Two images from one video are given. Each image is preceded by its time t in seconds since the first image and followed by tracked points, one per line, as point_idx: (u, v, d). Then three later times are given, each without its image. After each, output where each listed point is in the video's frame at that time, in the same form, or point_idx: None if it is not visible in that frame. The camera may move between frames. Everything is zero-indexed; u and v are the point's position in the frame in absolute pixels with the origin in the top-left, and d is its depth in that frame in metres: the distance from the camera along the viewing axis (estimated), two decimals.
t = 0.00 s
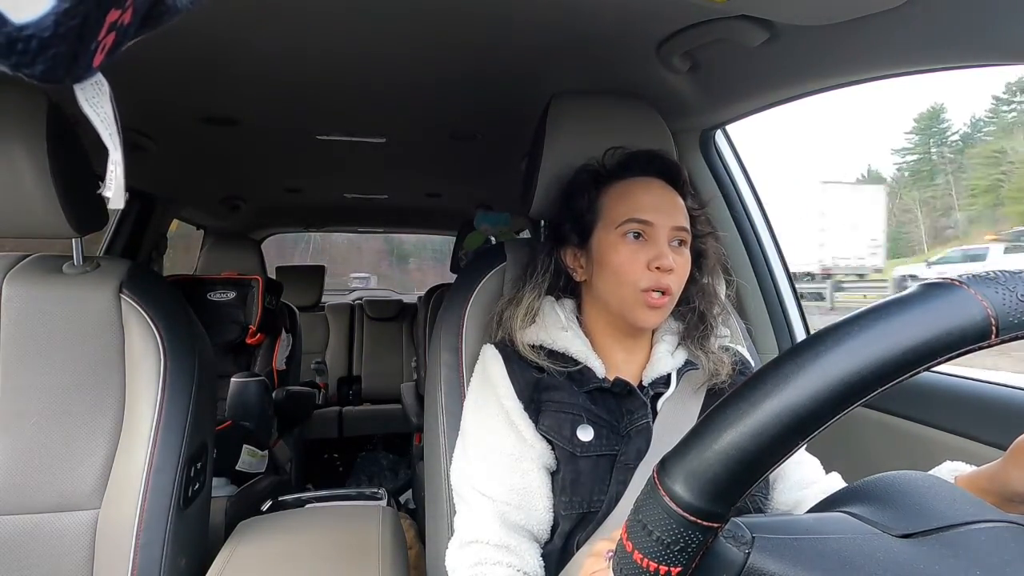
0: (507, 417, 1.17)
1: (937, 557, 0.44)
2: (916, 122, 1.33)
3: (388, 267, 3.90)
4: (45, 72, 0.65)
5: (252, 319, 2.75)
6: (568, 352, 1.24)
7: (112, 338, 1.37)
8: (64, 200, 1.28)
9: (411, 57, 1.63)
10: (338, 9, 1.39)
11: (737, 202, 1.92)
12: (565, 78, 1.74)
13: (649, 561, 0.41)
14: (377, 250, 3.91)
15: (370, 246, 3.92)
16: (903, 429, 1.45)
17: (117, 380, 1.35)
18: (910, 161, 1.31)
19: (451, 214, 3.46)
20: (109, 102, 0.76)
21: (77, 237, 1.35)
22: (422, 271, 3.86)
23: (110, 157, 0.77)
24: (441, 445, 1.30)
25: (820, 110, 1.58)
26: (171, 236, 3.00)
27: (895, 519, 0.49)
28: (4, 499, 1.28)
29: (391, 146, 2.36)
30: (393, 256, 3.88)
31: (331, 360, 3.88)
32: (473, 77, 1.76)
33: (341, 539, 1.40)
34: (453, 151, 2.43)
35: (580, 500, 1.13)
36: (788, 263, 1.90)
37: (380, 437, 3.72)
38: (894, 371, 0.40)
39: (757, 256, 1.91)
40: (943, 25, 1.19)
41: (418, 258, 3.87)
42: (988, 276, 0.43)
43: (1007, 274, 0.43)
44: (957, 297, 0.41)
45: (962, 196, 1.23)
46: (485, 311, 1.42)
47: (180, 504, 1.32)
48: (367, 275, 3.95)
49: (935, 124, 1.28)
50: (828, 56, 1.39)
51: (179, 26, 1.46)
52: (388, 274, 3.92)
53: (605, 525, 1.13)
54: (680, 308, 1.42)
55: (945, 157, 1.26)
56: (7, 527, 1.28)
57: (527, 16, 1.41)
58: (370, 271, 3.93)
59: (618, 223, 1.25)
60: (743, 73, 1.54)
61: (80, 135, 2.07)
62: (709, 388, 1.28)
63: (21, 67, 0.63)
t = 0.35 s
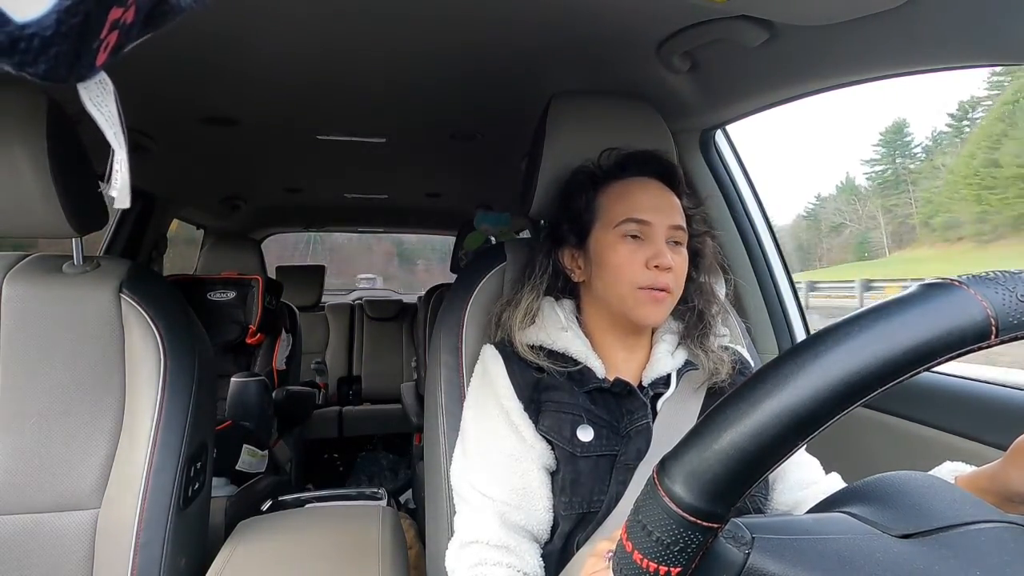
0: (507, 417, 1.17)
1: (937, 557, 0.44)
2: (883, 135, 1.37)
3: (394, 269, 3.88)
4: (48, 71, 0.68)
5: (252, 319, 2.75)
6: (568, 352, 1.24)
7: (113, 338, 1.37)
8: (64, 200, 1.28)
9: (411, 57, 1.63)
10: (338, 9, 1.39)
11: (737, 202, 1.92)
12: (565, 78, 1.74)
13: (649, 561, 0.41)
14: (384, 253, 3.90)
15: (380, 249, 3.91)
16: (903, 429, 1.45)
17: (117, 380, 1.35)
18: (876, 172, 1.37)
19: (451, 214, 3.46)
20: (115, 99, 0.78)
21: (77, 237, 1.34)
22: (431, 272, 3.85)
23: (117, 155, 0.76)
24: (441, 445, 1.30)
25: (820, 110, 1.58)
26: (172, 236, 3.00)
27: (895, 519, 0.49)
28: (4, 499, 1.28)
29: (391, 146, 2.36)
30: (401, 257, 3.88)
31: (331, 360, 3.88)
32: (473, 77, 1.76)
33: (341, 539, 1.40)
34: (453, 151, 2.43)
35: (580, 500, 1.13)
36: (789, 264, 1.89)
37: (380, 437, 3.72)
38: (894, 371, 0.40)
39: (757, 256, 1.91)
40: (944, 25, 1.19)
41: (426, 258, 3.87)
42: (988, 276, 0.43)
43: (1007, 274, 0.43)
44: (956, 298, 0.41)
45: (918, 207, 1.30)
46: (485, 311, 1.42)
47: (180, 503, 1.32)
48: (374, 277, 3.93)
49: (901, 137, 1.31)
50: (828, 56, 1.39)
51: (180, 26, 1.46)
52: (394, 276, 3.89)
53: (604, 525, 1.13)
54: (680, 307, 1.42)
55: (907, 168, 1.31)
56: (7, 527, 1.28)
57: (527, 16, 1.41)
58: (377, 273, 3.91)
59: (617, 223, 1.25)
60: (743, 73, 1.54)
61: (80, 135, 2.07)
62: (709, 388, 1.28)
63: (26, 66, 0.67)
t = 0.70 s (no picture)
0: (507, 416, 1.17)
1: (938, 557, 0.44)
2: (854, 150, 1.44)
3: (404, 271, 3.90)
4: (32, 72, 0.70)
5: (252, 319, 2.75)
6: (568, 352, 1.24)
7: (112, 338, 1.37)
8: (64, 201, 1.28)
9: (411, 57, 1.63)
10: (338, 9, 1.40)
11: (737, 202, 1.92)
12: (564, 78, 1.74)
13: (649, 560, 0.41)
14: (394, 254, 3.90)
15: (390, 251, 3.91)
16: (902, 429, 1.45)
17: (117, 380, 1.35)
18: (851, 183, 1.45)
19: (451, 214, 3.46)
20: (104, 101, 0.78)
21: (77, 237, 1.35)
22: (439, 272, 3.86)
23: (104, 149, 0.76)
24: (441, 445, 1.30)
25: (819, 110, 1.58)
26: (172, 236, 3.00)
27: (896, 519, 0.49)
28: (4, 499, 1.28)
29: (391, 146, 2.36)
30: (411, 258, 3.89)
31: (331, 360, 3.88)
32: (473, 77, 1.76)
33: (341, 539, 1.40)
34: (453, 151, 2.43)
35: (580, 500, 1.13)
36: (789, 263, 1.89)
37: (380, 437, 3.72)
38: (894, 371, 0.40)
39: (757, 256, 1.91)
40: (941, 26, 1.19)
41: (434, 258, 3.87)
42: (988, 275, 0.43)
43: (1007, 274, 0.43)
44: (956, 297, 0.41)
45: (869, 221, 1.43)
46: (485, 311, 1.42)
47: (180, 504, 1.32)
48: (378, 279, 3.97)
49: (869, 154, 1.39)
50: (825, 57, 1.39)
51: (180, 25, 1.46)
52: (403, 278, 3.91)
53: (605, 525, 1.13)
54: (680, 308, 1.42)
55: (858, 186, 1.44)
56: (7, 527, 1.28)
57: (527, 16, 1.41)
58: (382, 275, 3.93)
59: (617, 223, 1.25)
60: (741, 73, 1.54)
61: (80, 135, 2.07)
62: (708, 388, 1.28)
63: (10, 63, 0.69)
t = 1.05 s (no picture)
0: (507, 417, 1.17)
1: (937, 557, 0.44)
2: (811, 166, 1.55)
3: (412, 272, 3.90)
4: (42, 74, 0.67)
5: (252, 319, 2.75)
6: (568, 353, 1.24)
7: (112, 338, 1.37)
8: (64, 200, 1.28)
9: (412, 57, 1.63)
10: (338, 10, 1.40)
11: (737, 202, 1.92)
12: (565, 78, 1.74)
13: (649, 561, 0.41)
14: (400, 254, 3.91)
15: (397, 251, 3.91)
16: (902, 429, 1.45)
17: (117, 380, 1.35)
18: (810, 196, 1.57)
19: (451, 214, 3.46)
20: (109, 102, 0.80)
21: (77, 237, 1.35)
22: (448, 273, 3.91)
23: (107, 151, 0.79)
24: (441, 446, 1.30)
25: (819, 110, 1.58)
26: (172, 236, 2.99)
27: (895, 520, 0.49)
28: (4, 499, 1.28)
29: (391, 146, 2.36)
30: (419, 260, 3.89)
31: (331, 360, 3.88)
32: (473, 77, 1.76)
33: (341, 539, 1.40)
34: (453, 151, 2.43)
35: (580, 500, 1.13)
36: (789, 264, 1.89)
37: (380, 437, 3.72)
38: (892, 372, 0.40)
39: (757, 256, 1.91)
40: (940, 26, 1.19)
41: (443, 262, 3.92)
42: (987, 276, 0.44)
43: (1005, 274, 0.43)
44: (954, 299, 0.41)
45: (816, 229, 1.59)
46: (485, 311, 1.42)
47: (180, 504, 1.32)
48: (383, 279, 3.98)
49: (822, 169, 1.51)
50: (825, 57, 1.40)
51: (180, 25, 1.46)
52: (410, 278, 3.89)
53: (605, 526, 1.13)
54: (680, 308, 1.42)
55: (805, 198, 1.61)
56: (6, 527, 1.28)
57: (527, 16, 1.41)
58: (388, 276, 3.93)
59: (616, 224, 1.25)
60: (741, 73, 1.54)
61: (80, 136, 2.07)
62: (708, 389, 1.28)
63: (21, 68, 0.65)
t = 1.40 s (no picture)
0: (507, 417, 1.17)
1: (937, 557, 0.44)
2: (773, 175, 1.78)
3: (418, 272, 3.81)
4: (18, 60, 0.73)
5: (252, 319, 2.75)
6: (568, 352, 1.24)
7: (112, 338, 1.37)
8: (64, 200, 1.28)
9: (411, 57, 1.63)
10: (338, 10, 1.40)
11: (737, 202, 1.92)
12: (565, 77, 1.73)
13: (649, 561, 0.41)
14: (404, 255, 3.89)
15: (406, 253, 3.88)
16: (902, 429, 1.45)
17: (117, 380, 1.35)
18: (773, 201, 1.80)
19: (451, 213, 3.46)
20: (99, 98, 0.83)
21: (77, 237, 1.35)
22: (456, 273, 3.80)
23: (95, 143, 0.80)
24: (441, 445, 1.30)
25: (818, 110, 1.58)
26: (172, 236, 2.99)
27: (895, 519, 0.49)
28: (4, 499, 1.28)
29: (391, 145, 2.36)
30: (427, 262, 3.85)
31: (331, 360, 3.88)
32: (473, 77, 1.76)
33: (341, 539, 1.40)
34: (453, 151, 2.44)
35: (580, 500, 1.13)
36: (788, 264, 1.90)
37: (380, 437, 3.72)
38: (892, 372, 0.40)
39: (757, 256, 1.91)
40: (942, 25, 1.19)
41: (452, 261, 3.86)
42: (987, 276, 0.44)
43: (1006, 274, 0.43)
44: (955, 299, 0.41)
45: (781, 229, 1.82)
46: (484, 311, 1.43)
47: (180, 504, 1.32)
48: (388, 279, 3.89)
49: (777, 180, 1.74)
50: (824, 57, 1.40)
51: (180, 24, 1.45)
52: (417, 278, 3.80)
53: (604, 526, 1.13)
54: (680, 308, 1.42)
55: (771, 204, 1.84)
56: (6, 527, 1.28)
57: (527, 15, 1.41)
58: (393, 276, 3.84)
59: (616, 225, 1.25)
60: (741, 73, 1.54)
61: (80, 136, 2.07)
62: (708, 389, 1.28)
63: None
